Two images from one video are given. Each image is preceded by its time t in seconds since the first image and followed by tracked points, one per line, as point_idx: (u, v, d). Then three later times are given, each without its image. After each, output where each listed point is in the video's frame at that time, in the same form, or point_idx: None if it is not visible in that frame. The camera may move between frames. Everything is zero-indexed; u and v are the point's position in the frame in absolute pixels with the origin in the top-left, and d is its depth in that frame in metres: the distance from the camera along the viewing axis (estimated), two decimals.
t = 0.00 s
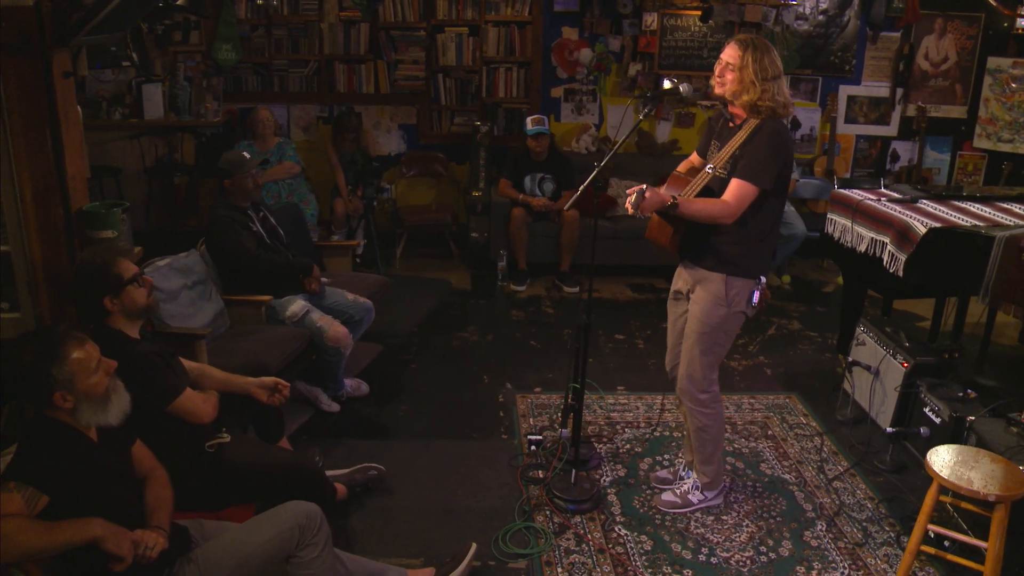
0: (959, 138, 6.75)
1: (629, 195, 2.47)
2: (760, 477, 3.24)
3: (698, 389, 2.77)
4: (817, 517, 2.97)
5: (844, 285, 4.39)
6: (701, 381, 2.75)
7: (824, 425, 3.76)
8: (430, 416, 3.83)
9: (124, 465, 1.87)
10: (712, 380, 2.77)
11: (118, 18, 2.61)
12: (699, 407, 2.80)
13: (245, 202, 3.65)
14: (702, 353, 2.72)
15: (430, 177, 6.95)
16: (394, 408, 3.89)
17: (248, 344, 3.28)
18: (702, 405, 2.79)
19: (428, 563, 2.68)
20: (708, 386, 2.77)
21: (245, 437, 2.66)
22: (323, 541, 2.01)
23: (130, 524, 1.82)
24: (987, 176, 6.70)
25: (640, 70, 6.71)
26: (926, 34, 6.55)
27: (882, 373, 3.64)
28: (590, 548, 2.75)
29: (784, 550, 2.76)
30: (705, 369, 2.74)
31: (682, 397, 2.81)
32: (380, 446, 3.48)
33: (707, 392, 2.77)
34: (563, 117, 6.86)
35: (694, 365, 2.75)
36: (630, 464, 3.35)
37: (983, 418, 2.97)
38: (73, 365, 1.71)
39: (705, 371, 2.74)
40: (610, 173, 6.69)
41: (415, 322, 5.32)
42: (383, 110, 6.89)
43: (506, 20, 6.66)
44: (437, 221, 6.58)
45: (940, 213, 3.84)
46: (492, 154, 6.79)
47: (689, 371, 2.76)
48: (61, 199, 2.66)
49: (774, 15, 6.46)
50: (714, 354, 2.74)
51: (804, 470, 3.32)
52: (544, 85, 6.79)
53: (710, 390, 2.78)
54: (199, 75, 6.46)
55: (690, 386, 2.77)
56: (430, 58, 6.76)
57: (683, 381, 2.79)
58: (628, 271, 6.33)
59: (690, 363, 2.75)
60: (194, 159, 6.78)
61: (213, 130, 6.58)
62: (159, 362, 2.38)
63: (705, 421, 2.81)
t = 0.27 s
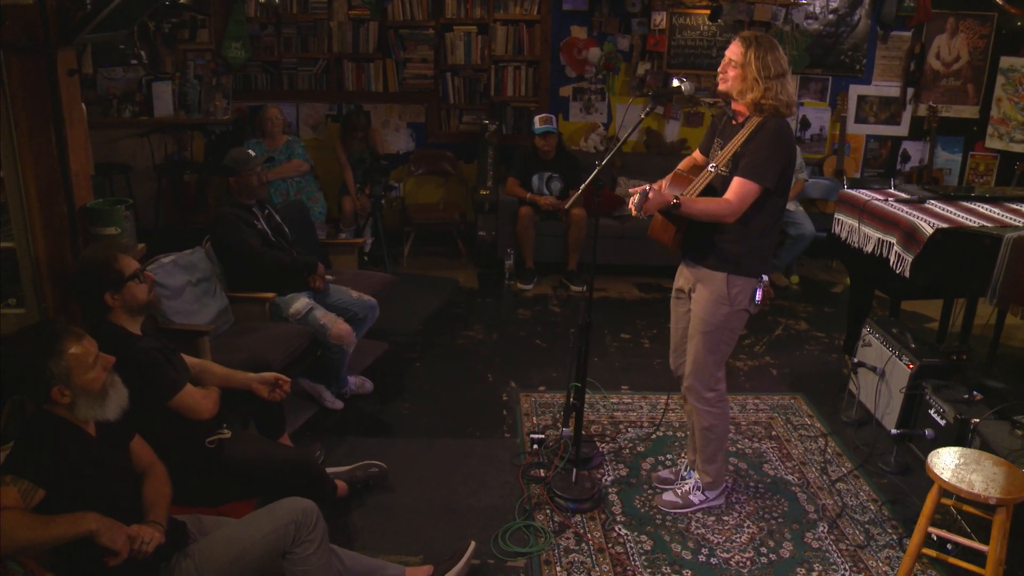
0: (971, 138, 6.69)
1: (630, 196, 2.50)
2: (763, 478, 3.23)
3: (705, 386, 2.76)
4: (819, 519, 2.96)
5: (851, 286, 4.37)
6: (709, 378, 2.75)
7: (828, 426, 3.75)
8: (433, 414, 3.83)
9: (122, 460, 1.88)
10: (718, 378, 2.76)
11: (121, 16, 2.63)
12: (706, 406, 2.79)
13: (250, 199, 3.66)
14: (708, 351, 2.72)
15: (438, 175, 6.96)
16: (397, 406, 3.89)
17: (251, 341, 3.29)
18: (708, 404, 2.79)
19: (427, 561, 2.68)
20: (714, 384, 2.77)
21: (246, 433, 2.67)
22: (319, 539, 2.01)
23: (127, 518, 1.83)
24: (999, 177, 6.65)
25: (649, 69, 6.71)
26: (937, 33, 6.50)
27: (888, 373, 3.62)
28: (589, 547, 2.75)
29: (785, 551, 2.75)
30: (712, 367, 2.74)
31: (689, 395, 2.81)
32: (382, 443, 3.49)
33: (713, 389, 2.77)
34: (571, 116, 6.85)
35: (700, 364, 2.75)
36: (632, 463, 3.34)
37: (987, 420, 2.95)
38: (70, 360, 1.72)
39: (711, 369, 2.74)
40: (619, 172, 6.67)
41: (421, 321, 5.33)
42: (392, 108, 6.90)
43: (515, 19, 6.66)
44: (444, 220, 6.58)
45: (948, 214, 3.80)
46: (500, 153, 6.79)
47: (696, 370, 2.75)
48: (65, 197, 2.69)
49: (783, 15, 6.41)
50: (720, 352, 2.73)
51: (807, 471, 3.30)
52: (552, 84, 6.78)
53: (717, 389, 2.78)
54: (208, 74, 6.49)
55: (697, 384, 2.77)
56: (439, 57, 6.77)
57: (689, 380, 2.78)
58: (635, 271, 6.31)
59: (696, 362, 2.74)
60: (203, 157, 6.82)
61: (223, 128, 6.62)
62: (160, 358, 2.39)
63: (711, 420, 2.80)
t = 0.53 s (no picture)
0: (983, 139, 6.62)
1: (630, 198, 2.50)
2: (765, 479, 3.22)
3: (721, 384, 2.75)
4: (821, 521, 2.94)
5: (858, 287, 4.35)
6: (724, 376, 2.73)
7: (833, 428, 3.72)
8: (436, 414, 3.83)
9: (119, 456, 1.89)
10: (734, 375, 2.75)
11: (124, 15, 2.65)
12: (723, 404, 2.77)
13: (255, 198, 3.68)
14: (723, 349, 2.69)
15: (446, 174, 6.96)
16: (401, 405, 3.90)
17: (255, 339, 3.31)
18: (726, 402, 2.76)
19: (426, 560, 2.68)
20: (730, 381, 2.75)
21: (246, 431, 2.68)
22: (314, 536, 2.02)
23: (122, 513, 1.84)
24: (1011, 179, 6.58)
25: (657, 68, 6.68)
26: (949, 33, 6.44)
27: (893, 376, 3.60)
28: (588, 548, 2.74)
29: (786, 554, 2.74)
30: (727, 365, 2.72)
31: (705, 394, 2.79)
32: (385, 442, 3.49)
33: (729, 387, 2.75)
34: (579, 116, 6.84)
35: (715, 363, 2.73)
36: (635, 464, 3.33)
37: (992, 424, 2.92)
38: (66, 356, 1.73)
39: (727, 366, 2.72)
40: (626, 172, 6.66)
41: (427, 320, 5.33)
42: (400, 108, 6.91)
43: (524, 18, 6.66)
44: (452, 219, 6.58)
45: (955, 215, 3.77)
46: (508, 152, 6.79)
47: (711, 369, 2.73)
48: (70, 195, 2.72)
49: (792, 14, 6.37)
50: (734, 350, 2.71)
51: (810, 473, 3.28)
52: (561, 84, 6.77)
53: (733, 386, 2.75)
54: (218, 72, 6.51)
55: (712, 382, 2.75)
56: (447, 57, 6.78)
57: (705, 380, 2.76)
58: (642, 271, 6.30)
59: (712, 361, 2.72)
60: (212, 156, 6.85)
61: (232, 127, 6.66)
62: (160, 355, 2.41)
63: (727, 418, 2.78)
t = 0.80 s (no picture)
0: (996, 141, 6.56)
1: (630, 202, 2.50)
2: (769, 483, 3.20)
3: (713, 389, 2.73)
4: (825, 526, 2.92)
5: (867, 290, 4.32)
6: (716, 382, 2.72)
7: (839, 432, 3.70)
8: (441, 415, 3.83)
9: (119, 454, 1.91)
10: (727, 381, 2.73)
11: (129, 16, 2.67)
12: (714, 409, 2.76)
13: (262, 199, 3.70)
14: (715, 354, 2.69)
15: (455, 176, 6.97)
16: (406, 406, 3.90)
17: (260, 338, 3.33)
18: (717, 407, 2.75)
19: (427, 560, 2.69)
20: (723, 387, 2.74)
21: (249, 431, 2.69)
22: (312, 535, 2.03)
23: (121, 511, 1.85)
24: None
25: (667, 70, 6.63)
26: (961, 35, 6.39)
27: (901, 379, 3.58)
28: (590, 550, 2.74)
29: (788, 558, 2.73)
30: (719, 370, 2.70)
31: (697, 397, 2.78)
32: (389, 443, 3.50)
33: (721, 393, 2.74)
34: (589, 117, 6.82)
35: (707, 366, 2.72)
36: (638, 466, 3.32)
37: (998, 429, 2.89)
38: (66, 355, 1.75)
39: (719, 372, 2.70)
40: (636, 174, 6.64)
41: (435, 321, 5.34)
42: (410, 109, 6.93)
43: (533, 20, 6.65)
44: (460, 220, 6.59)
45: (964, 218, 3.75)
46: (517, 154, 6.78)
47: (703, 373, 2.73)
48: (75, 192, 2.73)
49: (803, 16, 6.37)
50: (728, 356, 2.70)
51: (815, 477, 3.26)
52: (570, 86, 6.76)
53: (725, 392, 2.74)
54: (228, 74, 6.56)
55: (705, 387, 2.74)
56: (457, 58, 6.78)
57: (697, 383, 2.75)
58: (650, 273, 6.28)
59: (704, 365, 2.71)
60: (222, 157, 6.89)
61: (242, 128, 6.69)
62: (163, 355, 2.42)
63: (721, 423, 2.76)
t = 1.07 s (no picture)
0: (1007, 143, 6.51)
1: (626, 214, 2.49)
2: (772, 485, 3.19)
3: (703, 394, 2.74)
4: (827, 529, 2.91)
5: (874, 292, 4.29)
6: (707, 388, 2.72)
7: (844, 435, 3.68)
8: (444, 415, 3.84)
9: (117, 451, 1.92)
10: (718, 388, 2.73)
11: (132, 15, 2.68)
12: (704, 414, 2.76)
13: (267, 199, 3.71)
14: (706, 359, 2.69)
15: (463, 176, 6.98)
16: (409, 406, 3.91)
17: (264, 338, 3.34)
18: (707, 412, 2.76)
19: (426, 559, 2.69)
20: (713, 392, 2.74)
21: (250, 429, 2.71)
22: (309, 533, 2.04)
23: (119, 508, 1.87)
24: None
25: (676, 71, 6.62)
26: (973, 35, 6.34)
27: (907, 382, 3.56)
28: (590, 551, 2.74)
29: (789, 561, 2.72)
30: (709, 376, 2.71)
31: (688, 401, 2.78)
32: (391, 442, 3.50)
33: (711, 399, 2.74)
34: (597, 118, 6.80)
35: (698, 371, 2.72)
36: (641, 467, 3.31)
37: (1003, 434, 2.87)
38: (65, 351, 1.76)
39: (709, 378, 2.71)
40: (644, 175, 6.62)
41: (441, 320, 5.34)
42: (419, 109, 6.94)
43: (542, 20, 6.65)
44: (468, 220, 6.59)
45: (971, 219, 3.71)
46: (525, 154, 6.78)
47: (694, 377, 2.73)
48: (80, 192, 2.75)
49: (812, 17, 6.34)
50: (719, 362, 2.70)
51: (818, 480, 3.25)
52: (579, 86, 6.75)
53: (716, 397, 2.74)
54: (238, 73, 6.60)
55: (695, 391, 2.74)
56: (465, 59, 6.79)
57: (689, 386, 2.75)
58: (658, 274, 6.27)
59: (695, 369, 2.72)
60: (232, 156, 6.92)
61: (252, 128, 6.73)
62: (164, 353, 2.43)
63: (710, 429, 2.77)
